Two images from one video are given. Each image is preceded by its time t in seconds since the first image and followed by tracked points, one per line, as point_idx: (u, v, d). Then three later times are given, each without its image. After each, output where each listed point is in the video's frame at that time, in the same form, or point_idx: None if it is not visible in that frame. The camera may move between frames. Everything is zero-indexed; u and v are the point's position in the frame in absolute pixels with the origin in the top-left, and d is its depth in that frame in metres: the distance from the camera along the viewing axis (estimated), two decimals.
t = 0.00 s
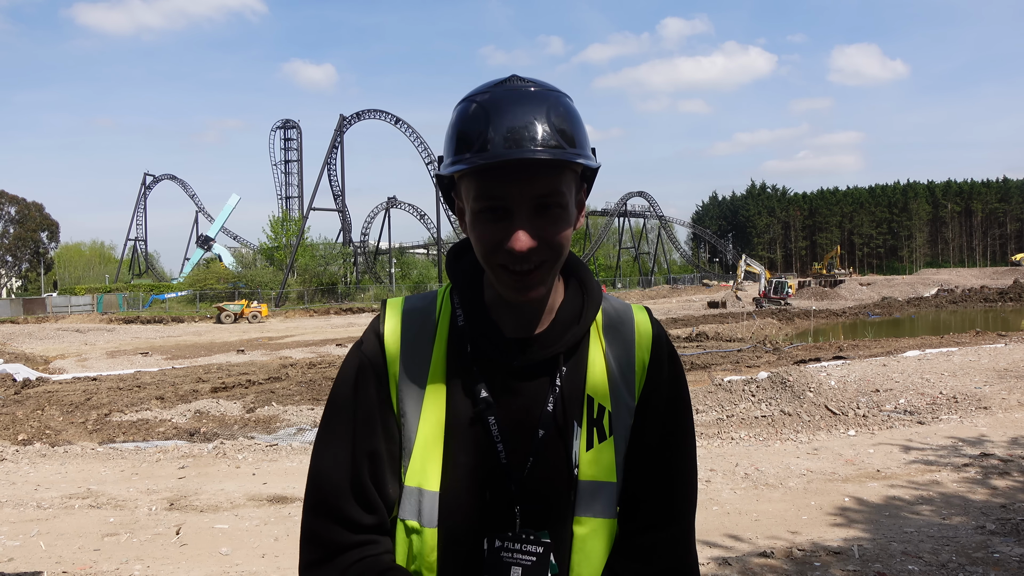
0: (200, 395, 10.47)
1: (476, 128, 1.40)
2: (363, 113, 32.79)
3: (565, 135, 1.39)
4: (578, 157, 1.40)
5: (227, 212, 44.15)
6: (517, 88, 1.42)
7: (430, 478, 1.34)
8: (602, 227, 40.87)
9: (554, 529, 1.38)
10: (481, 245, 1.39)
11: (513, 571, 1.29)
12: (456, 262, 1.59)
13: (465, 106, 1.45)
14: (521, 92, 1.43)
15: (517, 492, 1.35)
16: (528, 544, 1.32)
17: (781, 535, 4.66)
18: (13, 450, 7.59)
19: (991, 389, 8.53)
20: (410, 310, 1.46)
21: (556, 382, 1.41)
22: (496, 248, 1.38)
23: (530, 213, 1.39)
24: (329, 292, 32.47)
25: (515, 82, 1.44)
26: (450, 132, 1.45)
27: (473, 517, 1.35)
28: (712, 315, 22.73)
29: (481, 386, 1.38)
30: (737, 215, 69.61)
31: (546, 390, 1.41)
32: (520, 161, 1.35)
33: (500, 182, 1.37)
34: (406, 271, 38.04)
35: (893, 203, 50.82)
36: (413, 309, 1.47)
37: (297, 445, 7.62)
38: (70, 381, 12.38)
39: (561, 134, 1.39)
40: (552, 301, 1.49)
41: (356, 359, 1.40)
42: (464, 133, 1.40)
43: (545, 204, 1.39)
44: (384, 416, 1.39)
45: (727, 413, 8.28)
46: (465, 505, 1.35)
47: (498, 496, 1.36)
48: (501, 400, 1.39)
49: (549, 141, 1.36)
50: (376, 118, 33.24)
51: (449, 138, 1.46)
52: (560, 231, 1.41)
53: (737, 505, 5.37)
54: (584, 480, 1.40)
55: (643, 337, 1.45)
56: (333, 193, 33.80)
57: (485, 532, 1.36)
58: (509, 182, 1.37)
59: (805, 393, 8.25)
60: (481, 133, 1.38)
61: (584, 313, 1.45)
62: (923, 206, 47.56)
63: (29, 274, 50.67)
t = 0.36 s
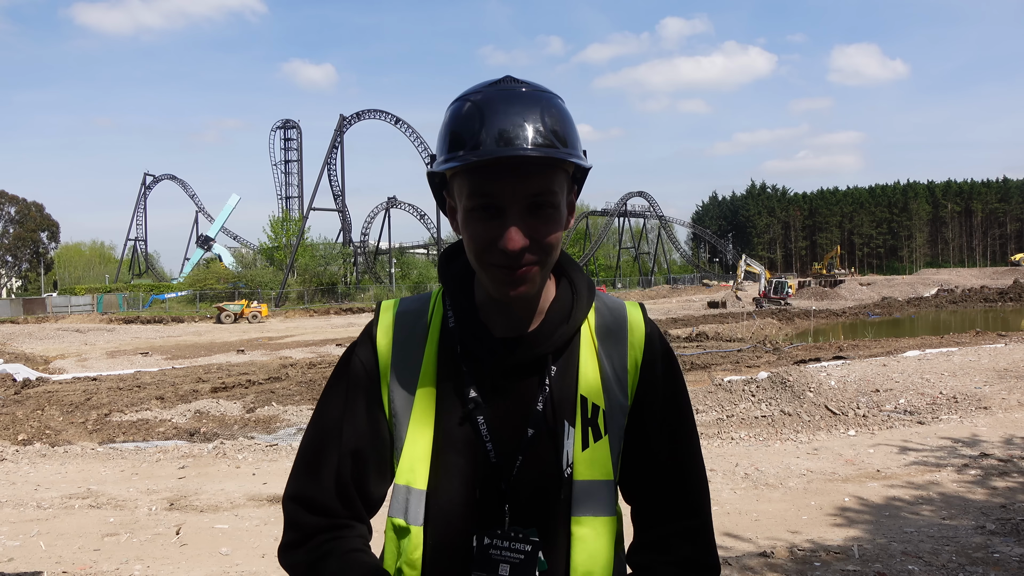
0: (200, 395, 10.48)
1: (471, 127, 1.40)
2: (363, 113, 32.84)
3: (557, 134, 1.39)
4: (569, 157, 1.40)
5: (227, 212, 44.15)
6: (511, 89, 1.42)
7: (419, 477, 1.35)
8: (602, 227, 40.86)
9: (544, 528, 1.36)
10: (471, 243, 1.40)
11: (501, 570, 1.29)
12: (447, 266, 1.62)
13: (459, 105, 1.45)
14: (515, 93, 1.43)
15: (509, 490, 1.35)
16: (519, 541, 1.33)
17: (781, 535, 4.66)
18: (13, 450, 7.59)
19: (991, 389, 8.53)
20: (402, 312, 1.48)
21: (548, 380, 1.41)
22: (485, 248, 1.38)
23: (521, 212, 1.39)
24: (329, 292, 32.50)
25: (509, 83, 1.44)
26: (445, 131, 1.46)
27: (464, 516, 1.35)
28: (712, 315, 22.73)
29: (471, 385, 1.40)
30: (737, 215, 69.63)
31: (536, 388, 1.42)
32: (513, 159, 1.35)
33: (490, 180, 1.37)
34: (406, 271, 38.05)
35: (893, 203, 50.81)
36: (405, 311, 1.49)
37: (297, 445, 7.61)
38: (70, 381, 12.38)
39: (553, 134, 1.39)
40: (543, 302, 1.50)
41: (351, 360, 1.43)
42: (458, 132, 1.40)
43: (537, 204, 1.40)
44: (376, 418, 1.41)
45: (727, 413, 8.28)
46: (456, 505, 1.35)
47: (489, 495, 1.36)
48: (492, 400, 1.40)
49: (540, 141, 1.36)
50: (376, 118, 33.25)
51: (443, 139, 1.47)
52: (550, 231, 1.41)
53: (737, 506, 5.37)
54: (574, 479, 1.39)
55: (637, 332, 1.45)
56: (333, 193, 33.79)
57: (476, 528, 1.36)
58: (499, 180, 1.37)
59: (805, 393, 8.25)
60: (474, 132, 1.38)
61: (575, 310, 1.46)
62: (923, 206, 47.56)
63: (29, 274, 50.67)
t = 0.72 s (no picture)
0: (200, 395, 10.48)
1: (466, 121, 1.41)
2: (363, 113, 32.86)
3: (549, 122, 1.41)
4: (563, 150, 1.41)
5: (227, 212, 44.17)
6: (509, 85, 1.44)
7: (411, 474, 1.33)
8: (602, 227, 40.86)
9: (549, 511, 1.37)
10: (463, 235, 1.40)
11: (515, 556, 1.30)
12: (432, 259, 1.61)
13: (456, 100, 1.46)
14: (511, 90, 1.44)
15: (520, 477, 1.37)
16: (529, 528, 1.32)
17: (781, 535, 4.66)
18: (12, 450, 7.58)
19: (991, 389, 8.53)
20: (390, 308, 1.48)
21: (546, 366, 1.44)
22: (478, 237, 1.38)
23: (513, 204, 1.39)
24: (329, 292, 32.53)
25: (505, 79, 1.46)
26: (440, 125, 1.46)
27: (466, 507, 1.35)
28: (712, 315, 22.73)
29: (470, 378, 1.40)
30: (737, 215, 69.67)
31: (535, 379, 1.43)
32: (515, 142, 1.36)
33: (484, 172, 1.38)
34: (406, 270, 38.05)
35: (893, 203, 50.80)
36: (393, 308, 1.48)
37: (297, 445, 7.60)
38: (70, 381, 12.38)
39: (545, 128, 1.40)
40: (538, 293, 1.51)
41: (334, 355, 1.42)
42: (451, 124, 1.41)
43: (528, 194, 1.40)
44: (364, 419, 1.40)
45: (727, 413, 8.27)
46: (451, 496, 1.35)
47: (500, 484, 1.36)
48: (490, 390, 1.41)
49: (535, 132, 1.37)
50: (376, 118, 33.27)
51: (436, 133, 1.47)
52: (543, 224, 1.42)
53: (737, 506, 5.37)
54: (579, 458, 1.40)
55: (627, 313, 1.50)
56: (333, 193, 33.81)
57: (487, 517, 1.36)
58: (491, 172, 1.38)
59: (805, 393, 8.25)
60: (470, 126, 1.39)
61: (564, 298, 1.48)
62: (923, 206, 47.57)
63: (29, 274, 50.63)
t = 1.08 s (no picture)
0: (200, 395, 10.48)
1: (450, 138, 1.39)
2: (363, 113, 32.87)
3: (538, 132, 1.39)
4: (553, 163, 1.39)
5: (227, 212, 44.19)
6: (492, 94, 1.41)
7: (424, 484, 1.33)
8: (602, 227, 40.85)
9: (565, 503, 1.39)
10: (458, 254, 1.39)
11: (539, 552, 1.32)
12: (424, 267, 1.59)
13: (436, 114, 1.44)
14: (495, 98, 1.42)
15: (538, 476, 1.37)
16: (549, 523, 1.35)
17: (781, 535, 4.66)
18: (12, 450, 7.59)
19: (991, 389, 8.52)
20: (386, 323, 1.44)
21: (551, 366, 1.44)
22: (476, 255, 1.37)
23: (507, 221, 1.38)
24: (329, 293, 32.54)
25: (488, 87, 1.43)
26: (426, 138, 1.44)
27: (475, 514, 1.35)
28: (712, 315, 22.72)
29: (479, 386, 1.39)
30: (736, 215, 69.67)
31: (542, 379, 1.43)
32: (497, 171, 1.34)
33: (474, 192, 1.36)
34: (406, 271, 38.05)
35: (893, 203, 50.77)
36: (388, 322, 1.44)
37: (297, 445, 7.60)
38: (70, 381, 12.37)
39: (533, 138, 1.38)
40: (538, 293, 1.49)
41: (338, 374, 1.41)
42: (436, 142, 1.40)
43: (520, 213, 1.38)
44: (372, 435, 1.39)
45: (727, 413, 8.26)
46: (459, 499, 1.35)
47: (514, 485, 1.36)
48: (496, 394, 1.40)
49: (524, 148, 1.35)
50: (376, 118, 33.30)
51: (421, 153, 1.45)
52: (537, 235, 1.41)
53: (738, 505, 5.37)
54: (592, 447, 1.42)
55: (625, 306, 1.52)
56: (333, 193, 33.90)
57: (505, 518, 1.36)
58: (481, 193, 1.35)
59: (805, 393, 8.25)
60: (457, 143, 1.37)
61: (564, 296, 1.49)
62: (923, 206, 47.54)
63: (29, 274, 50.64)
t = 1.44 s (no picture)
0: (200, 395, 10.48)
1: (484, 164, 1.30)
2: (363, 113, 32.90)
3: (580, 162, 1.32)
4: (591, 206, 1.31)
5: (227, 212, 44.24)
6: (530, 123, 1.30)
7: (438, 471, 1.32)
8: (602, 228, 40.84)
9: (578, 500, 1.42)
10: (490, 280, 1.34)
11: (548, 547, 1.33)
12: (455, 263, 1.50)
13: (470, 133, 1.34)
14: (534, 125, 1.31)
15: (554, 473, 1.39)
16: (562, 520, 1.36)
17: (781, 535, 4.66)
18: (12, 450, 7.58)
19: (991, 389, 8.52)
20: (417, 315, 1.41)
21: (570, 375, 1.43)
22: (507, 281, 1.31)
23: (541, 254, 1.31)
24: (329, 293, 32.53)
25: (529, 115, 1.31)
26: (459, 160, 1.35)
27: (495, 508, 1.37)
28: (712, 315, 22.71)
29: (503, 386, 1.39)
30: (736, 215, 69.66)
31: (560, 380, 1.43)
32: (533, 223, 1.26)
33: (509, 231, 1.28)
34: (406, 270, 38.05)
35: (893, 203, 50.74)
36: (419, 316, 1.41)
37: (297, 445, 7.60)
38: (70, 381, 12.37)
39: (571, 169, 1.30)
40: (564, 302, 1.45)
41: (371, 369, 1.38)
42: (472, 165, 1.30)
43: (553, 250, 1.32)
44: (398, 421, 1.38)
45: (727, 413, 8.26)
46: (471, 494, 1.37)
47: (532, 481, 1.38)
48: (519, 395, 1.40)
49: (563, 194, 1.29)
50: (377, 117, 33.34)
51: (457, 173, 1.36)
52: (567, 270, 1.35)
53: (737, 506, 5.37)
54: (603, 450, 1.43)
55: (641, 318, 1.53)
56: (333, 193, 33.92)
57: (521, 511, 1.38)
58: (518, 233, 1.28)
59: (805, 393, 8.25)
60: (491, 172, 1.28)
61: (592, 307, 1.44)
62: (923, 206, 47.54)
63: (28, 274, 50.66)
